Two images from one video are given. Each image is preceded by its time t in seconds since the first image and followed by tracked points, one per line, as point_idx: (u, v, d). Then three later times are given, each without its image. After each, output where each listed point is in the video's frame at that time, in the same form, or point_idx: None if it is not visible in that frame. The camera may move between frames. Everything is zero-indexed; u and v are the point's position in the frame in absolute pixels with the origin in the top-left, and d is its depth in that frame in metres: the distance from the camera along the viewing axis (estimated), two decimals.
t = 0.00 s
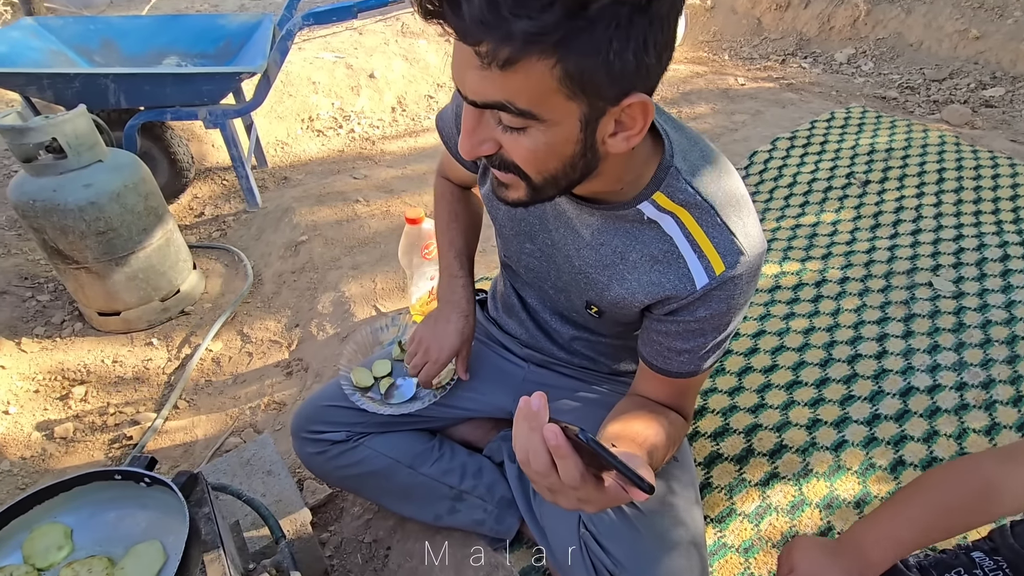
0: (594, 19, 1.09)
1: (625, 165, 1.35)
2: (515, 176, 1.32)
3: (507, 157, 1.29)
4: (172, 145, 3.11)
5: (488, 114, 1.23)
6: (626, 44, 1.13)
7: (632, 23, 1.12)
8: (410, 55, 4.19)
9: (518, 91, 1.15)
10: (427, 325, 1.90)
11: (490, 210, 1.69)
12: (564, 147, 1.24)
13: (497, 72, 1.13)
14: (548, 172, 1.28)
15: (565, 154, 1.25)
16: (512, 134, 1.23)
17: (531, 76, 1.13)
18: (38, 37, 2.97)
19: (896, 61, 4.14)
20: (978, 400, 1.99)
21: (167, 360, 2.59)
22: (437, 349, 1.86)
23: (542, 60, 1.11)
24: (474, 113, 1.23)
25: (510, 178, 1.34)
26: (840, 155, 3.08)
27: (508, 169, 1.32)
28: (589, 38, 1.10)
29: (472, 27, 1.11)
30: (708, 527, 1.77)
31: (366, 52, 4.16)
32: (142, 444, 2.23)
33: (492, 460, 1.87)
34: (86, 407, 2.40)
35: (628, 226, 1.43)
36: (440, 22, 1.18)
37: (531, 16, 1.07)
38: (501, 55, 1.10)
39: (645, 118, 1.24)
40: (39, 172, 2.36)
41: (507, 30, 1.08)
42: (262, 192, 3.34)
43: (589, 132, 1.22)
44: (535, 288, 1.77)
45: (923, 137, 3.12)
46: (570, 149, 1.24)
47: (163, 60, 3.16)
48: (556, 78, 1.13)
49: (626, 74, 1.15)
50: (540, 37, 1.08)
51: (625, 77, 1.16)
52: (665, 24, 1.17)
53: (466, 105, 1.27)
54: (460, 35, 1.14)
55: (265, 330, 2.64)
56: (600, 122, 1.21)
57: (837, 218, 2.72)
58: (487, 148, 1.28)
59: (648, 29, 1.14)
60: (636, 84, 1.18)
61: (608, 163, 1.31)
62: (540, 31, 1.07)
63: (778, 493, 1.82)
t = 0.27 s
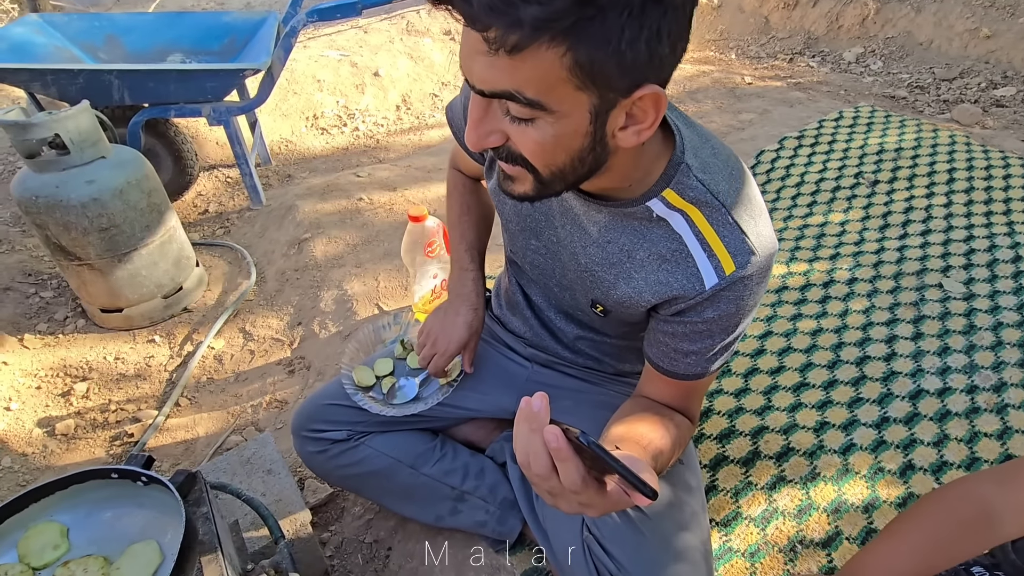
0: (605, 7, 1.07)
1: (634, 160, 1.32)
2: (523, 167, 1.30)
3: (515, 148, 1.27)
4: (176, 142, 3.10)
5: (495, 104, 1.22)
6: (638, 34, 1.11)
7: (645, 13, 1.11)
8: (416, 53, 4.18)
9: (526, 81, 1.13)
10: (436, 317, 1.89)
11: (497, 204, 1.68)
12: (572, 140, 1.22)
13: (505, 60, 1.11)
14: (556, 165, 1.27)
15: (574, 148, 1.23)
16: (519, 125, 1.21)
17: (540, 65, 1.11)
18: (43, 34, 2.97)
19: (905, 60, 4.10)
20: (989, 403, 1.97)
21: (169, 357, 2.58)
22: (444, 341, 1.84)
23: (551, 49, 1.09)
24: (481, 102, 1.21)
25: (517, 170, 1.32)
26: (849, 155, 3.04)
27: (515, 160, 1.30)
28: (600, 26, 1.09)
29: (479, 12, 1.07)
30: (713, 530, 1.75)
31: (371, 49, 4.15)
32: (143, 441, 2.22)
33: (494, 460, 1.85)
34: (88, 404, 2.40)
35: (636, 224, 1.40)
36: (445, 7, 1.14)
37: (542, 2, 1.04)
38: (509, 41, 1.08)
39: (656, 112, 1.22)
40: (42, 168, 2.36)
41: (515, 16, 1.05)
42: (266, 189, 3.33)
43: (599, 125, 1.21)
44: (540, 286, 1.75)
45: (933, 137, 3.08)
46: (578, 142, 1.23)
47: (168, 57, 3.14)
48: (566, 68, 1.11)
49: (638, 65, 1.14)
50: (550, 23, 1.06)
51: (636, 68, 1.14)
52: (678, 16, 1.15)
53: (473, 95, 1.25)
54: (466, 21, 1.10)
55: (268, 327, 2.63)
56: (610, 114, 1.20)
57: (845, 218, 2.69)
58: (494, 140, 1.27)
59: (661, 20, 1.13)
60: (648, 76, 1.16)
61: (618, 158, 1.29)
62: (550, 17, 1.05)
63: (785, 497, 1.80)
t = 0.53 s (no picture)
0: (629, 5, 1.06)
1: (648, 162, 1.31)
2: (535, 171, 1.29)
3: (528, 150, 1.26)
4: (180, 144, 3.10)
5: (510, 105, 1.21)
6: (661, 33, 1.11)
7: (668, 12, 1.10)
8: (419, 56, 4.18)
9: (544, 80, 1.12)
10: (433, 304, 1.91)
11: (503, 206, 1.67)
12: (588, 142, 1.21)
13: (524, 59, 1.10)
14: (570, 167, 1.26)
15: (589, 149, 1.22)
16: (535, 125, 1.20)
17: (560, 64, 1.10)
18: (48, 36, 2.97)
19: (911, 64, 4.08)
20: (997, 409, 1.96)
21: (171, 359, 2.57)
22: (437, 331, 1.85)
23: (572, 48, 1.08)
24: (496, 103, 1.20)
25: (529, 173, 1.31)
26: (854, 158, 3.03)
27: (528, 163, 1.29)
28: (624, 24, 1.08)
29: (501, 9, 1.07)
30: (717, 537, 1.74)
31: (375, 52, 4.15)
32: (144, 443, 2.21)
33: (495, 464, 1.84)
34: (89, 405, 2.39)
35: (646, 227, 1.39)
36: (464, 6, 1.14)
37: None
38: (530, 39, 1.07)
39: (673, 114, 1.22)
40: (44, 169, 2.35)
41: (537, 13, 1.05)
42: (269, 192, 3.33)
43: (616, 126, 1.20)
44: (546, 290, 1.74)
45: (938, 140, 3.07)
46: (595, 143, 1.22)
47: (171, 58, 3.14)
48: (586, 66, 1.10)
49: (659, 65, 1.13)
50: (572, 20, 1.05)
51: (656, 69, 1.13)
52: (700, 16, 1.15)
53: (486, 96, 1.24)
54: (487, 19, 1.10)
55: (269, 329, 2.62)
56: (628, 116, 1.19)
57: (851, 222, 2.68)
58: (507, 141, 1.26)
59: (684, 20, 1.12)
60: (668, 77, 1.16)
61: (632, 160, 1.28)
62: (573, 14, 1.04)
63: (790, 504, 1.79)
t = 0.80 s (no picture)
0: (640, 25, 1.05)
1: (647, 176, 1.32)
2: (534, 186, 1.30)
3: (528, 167, 1.27)
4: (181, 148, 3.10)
5: (511, 121, 1.21)
6: (669, 53, 1.10)
7: (677, 32, 1.08)
8: (420, 60, 4.20)
9: (548, 98, 1.11)
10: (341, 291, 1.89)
11: (498, 221, 1.67)
12: (590, 158, 1.21)
13: (529, 77, 1.09)
14: (569, 184, 1.26)
15: (591, 165, 1.23)
16: (536, 142, 1.20)
17: (565, 83, 1.09)
18: (51, 41, 2.98)
19: (912, 68, 4.08)
20: (999, 415, 1.95)
21: (171, 362, 2.58)
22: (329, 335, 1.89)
23: (579, 67, 1.07)
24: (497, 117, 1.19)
25: (528, 187, 1.32)
26: (855, 163, 3.03)
27: (527, 178, 1.30)
28: (633, 44, 1.06)
29: (507, 26, 1.05)
30: (718, 542, 1.74)
31: (376, 57, 4.17)
32: (143, 447, 2.21)
33: (494, 468, 1.84)
34: (88, 409, 2.39)
35: (646, 240, 1.39)
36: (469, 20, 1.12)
37: (576, 18, 1.01)
38: (537, 58, 1.06)
39: (676, 132, 1.22)
40: (46, 173, 2.36)
41: (546, 32, 1.03)
42: (270, 195, 3.33)
43: (618, 144, 1.20)
44: (544, 301, 1.74)
45: (940, 145, 3.06)
46: (596, 160, 1.22)
47: (173, 63, 3.15)
48: (592, 85, 1.10)
49: (665, 85, 1.13)
50: (582, 40, 1.03)
51: (662, 89, 1.13)
52: (707, 34, 1.13)
53: (486, 110, 1.24)
54: (492, 35, 1.08)
55: (269, 333, 2.62)
56: (631, 134, 1.19)
57: (852, 226, 2.67)
58: (506, 156, 1.26)
59: (692, 39, 1.11)
60: (674, 97, 1.16)
61: (631, 175, 1.29)
62: (583, 34, 1.03)
63: (790, 509, 1.78)
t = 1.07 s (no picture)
0: (653, 38, 1.08)
1: (650, 189, 1.36)
2: (535, 199, 1.32)
3: (529, 178, 1.29)
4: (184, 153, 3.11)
5: (514, 132, 1.23)
6: (679, 68, 1.14)
7: (687, 46, 1.12)
8: (422, 66, 4.22)
9: (556, 110, 1.14)
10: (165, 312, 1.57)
11: (490, 240, 1.64)
12: (595, 172, 1.25)
13: (538, 90, 1.12)
14: (571, 198, 1.29)
15: (594, 180, 1.26)
16: (541, 155, 1.22)
17: (574, 94, 1.12)
18: (56, 46, 3.00)
19: (911, 74, 4.11)
20: (1003, 416, 1.96)
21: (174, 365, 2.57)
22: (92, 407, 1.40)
23: (590, 79, 1.10)
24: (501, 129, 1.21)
25: (527, 201, 1.34)
26: (855, 166, 3.04)
27: (527, 191, 1.32)
28: (645, 58, 1.10)
29: (517, 35, 1.07)
30: (722, 544, 1.74)
31: (378, 62, 4.19)
32: (145, 450, 2.21)
33: (499, 471, 1.84)
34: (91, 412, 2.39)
35: (648, 248, 1.41)
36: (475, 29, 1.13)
37: (589, 30, 1.03)
38: (548, 69, 1.09)
39: (681, 147, 1.26)
40: (51, 176, 2.36)
41: (559, 42, 1.05)
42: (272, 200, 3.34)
43: (623, 158, 1.24)
44: (540, 316, 1.72)
45: (939, 149, 3.08)
46: (601, 175, 1.25)
47: (177, 68, 3.17)
48: (600, 98, 1.13)
49: (673, 99, 1.17)
50: (595, 51, 1.06)
51: (672, 103, 1.17)
52: (714, 50, 1.18)
53: (487, 122, 1.25)
54: (500, 44, 1.09)
55: (272, 336, 2.62)
56: (636, 148, 1.23)
57: (853, 229, 2.68)
58: (506, 168, 1.28)
59: (702, 54, 1.15)
60: (680, 113, 1.20)
61: (633, 188, 1.32)
62: (597, 44, 1.05)
63: (795, 510, 1.78)
